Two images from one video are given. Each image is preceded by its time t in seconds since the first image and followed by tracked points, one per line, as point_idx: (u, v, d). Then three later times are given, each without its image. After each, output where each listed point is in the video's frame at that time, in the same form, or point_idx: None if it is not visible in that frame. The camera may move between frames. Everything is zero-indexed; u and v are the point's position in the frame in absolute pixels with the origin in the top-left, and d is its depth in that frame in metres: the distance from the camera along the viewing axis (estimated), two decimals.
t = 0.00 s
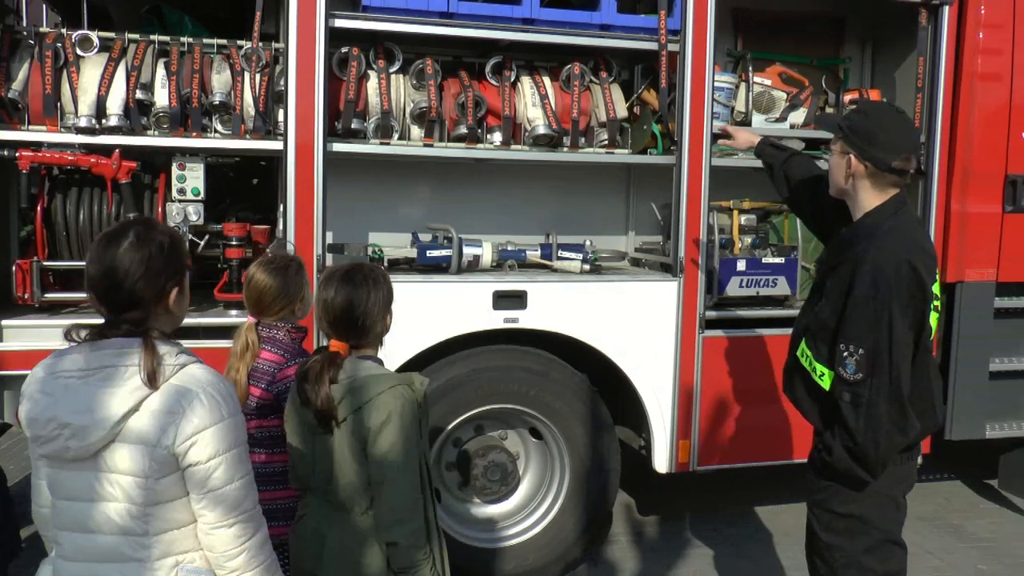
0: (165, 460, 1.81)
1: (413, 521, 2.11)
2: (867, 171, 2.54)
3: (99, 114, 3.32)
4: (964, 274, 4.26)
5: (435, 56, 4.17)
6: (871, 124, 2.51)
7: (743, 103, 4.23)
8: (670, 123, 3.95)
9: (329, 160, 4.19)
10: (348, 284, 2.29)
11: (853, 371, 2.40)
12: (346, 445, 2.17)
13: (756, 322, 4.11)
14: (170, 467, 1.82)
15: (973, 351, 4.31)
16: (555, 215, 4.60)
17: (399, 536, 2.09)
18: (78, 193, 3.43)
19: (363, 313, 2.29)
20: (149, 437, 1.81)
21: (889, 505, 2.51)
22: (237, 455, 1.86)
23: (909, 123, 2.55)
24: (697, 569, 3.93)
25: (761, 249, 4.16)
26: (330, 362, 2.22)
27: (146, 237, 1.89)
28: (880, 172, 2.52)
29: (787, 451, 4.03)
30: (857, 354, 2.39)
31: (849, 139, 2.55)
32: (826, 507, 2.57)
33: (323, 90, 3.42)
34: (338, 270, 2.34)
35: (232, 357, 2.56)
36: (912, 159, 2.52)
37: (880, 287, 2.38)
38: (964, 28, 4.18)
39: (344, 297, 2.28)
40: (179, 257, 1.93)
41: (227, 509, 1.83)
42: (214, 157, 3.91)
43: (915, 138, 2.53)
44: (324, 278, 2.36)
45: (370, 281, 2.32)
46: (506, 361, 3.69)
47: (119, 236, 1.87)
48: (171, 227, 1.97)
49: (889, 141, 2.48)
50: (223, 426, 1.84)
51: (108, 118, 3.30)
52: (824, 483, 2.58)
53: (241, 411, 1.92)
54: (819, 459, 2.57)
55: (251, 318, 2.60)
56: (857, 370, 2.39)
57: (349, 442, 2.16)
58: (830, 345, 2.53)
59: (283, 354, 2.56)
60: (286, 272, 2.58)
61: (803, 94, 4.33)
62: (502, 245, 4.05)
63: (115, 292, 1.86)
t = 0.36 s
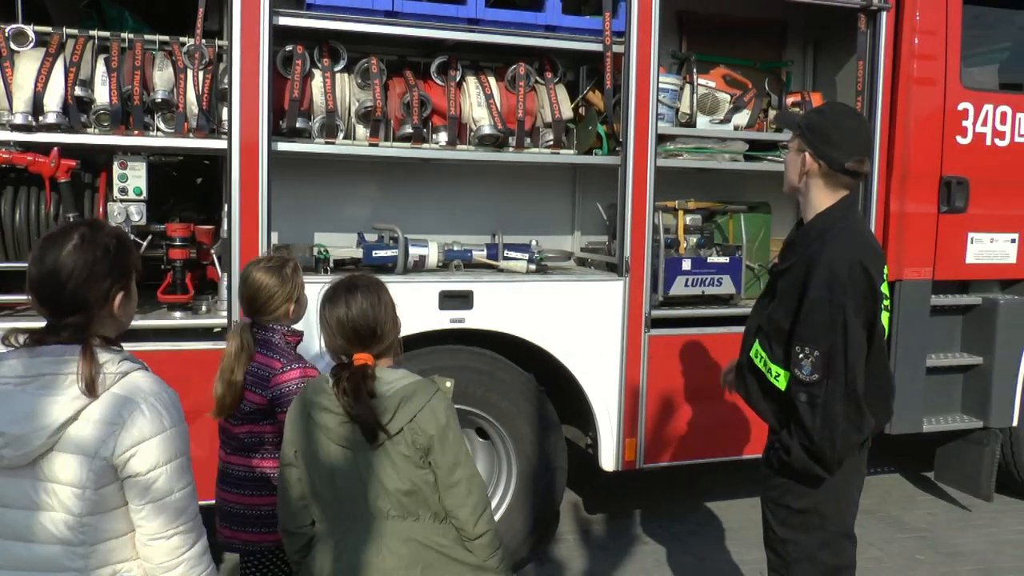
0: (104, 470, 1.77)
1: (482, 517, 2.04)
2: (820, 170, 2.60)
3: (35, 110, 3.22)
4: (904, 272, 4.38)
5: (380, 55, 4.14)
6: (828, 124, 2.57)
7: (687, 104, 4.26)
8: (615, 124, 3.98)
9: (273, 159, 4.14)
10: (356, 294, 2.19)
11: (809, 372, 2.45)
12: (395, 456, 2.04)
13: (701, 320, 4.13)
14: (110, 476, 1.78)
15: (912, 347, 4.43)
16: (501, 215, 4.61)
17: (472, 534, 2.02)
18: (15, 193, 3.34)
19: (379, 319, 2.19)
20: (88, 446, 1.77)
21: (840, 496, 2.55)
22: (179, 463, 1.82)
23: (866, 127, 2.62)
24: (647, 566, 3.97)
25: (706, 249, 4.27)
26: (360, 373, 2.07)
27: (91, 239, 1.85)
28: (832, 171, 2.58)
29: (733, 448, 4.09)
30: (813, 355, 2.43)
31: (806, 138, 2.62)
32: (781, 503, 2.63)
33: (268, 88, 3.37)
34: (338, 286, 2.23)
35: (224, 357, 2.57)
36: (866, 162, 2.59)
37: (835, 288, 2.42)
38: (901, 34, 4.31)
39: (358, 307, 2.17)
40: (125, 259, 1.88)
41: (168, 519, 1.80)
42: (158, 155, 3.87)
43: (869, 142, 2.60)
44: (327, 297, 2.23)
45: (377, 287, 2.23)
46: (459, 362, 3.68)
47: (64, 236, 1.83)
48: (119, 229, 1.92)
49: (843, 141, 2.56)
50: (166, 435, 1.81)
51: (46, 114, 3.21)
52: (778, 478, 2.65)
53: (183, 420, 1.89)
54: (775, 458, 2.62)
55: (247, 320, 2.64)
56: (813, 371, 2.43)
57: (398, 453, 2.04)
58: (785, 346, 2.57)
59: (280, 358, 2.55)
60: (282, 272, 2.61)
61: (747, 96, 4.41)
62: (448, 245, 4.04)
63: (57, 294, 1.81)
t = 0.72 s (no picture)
0: (45, 472, 1.74)
1: (450, 525, 2.06)
2: (759, 171, 2.70)
3: None
4: (852, 271, 4.45)
5: (331, 54, 4.11)
6: (768, 126, 2.66)
7: (638, 104, 4.29)
8: (566, 124, 4.01)
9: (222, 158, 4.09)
10: (343, 287, 2.13)
11: (724, 354, 2.58)
12: (375, 459, 2.03)
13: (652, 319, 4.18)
14: (51, 478, 1.75)
15: (858, 345, 4.53)
16: (453, 215, 4.61)
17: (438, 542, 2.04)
18: None
19: (366, 312, 2.13)
20: (27, 448, 1.74)
21: (774, 487, 2.62)
22: (123, 465, 1.79)
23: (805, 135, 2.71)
24: (599, 563, 4.00)
25: (658, 248, 4.31)
26: (348, 372, 2.03)
27: (36, 239, 1.81)
28: (770, 173, 2.68)
29: (678, 447, 4.15)
30: (727, 337, 2.57)
31: (746, 138, 2.71)
32: (718, 491, 2.71)
33: (218, 85, 3.32)
34: (324, 278, 2.17)
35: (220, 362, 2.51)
36: (802, 165, 2.68)
37: (747, 277, 2.56)
38: (847, 38, 4.39)
39: (346, 299, 2.11)
40: (71, 260, 1.85)
41: (110, 521, 1.76)
42: (105, 154, 3.77)
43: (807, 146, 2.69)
44: (313, 289, 2.17)
45: (364, 281, 2.18)
46: (411, 361, 3.68)
47: (7, 234, 1.79)
48: (68, 229, 1.89)
49: (780, 145, 2.64)
50: (108, 436, 1.77)
51: None
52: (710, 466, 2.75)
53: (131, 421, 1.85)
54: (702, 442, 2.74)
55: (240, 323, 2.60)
56: (727, 353, 2.57)
57: (381, 456, 2.02)
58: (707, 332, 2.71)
59: (276, 359, 2.51)
60: (274, 274, 2.58)
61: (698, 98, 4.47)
62: (401, 245, 4.02)
63: None
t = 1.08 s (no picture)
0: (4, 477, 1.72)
1: (425, 532, 2.03)
2: (713, 179, 2.85)
3: None
4: (820, 272, 4.51)
5: (299, 53, 4.08)
6: (721, 135, 2.82)
7: (607, 105, 4.32)
8: (536, 125, 4.01)
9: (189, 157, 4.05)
10: (326, 288, 2.10)
11: (676, 345, 2.78)
12: (350, 460, 2.02)
13: (623, 318, 4.20)
14: (9, 483, 1.72)
15: (826, 344, 4.58)
16: (423, 216, 4.60)
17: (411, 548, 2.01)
18: None
19: (348, 314, 2.10)
20: None
21: (722, 473, 2.76)
22: (85, 468, 1.77)
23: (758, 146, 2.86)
24: (570, 562, 4.01)
25: (627, 249, 4.32)
26: (326, 373, 2.02)
27: None
28: (722, 180, 2.83)
29: (647, 446, 4.18)
30: (677, 329, 2.77)
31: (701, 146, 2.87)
32: (672, 477, 2.90)
33: (184, 83, 3.29)
34: (308, 278, 2.14)
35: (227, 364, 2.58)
36: (753, 172, 2.82)
37: (695, 272, 2.74)
38: (815, 40, 4.45)
39: (328, 301, 2.09)
40: (32, 260, 1.83)
41: (72, 525, 1.74)
42: (68, 152, 3.72)
43: (758, 153, 2.83)
44: (297, 289, 2.15)
45: (348, 282, 2.14)
46: (381, 362, 3.67)
47: None
48: (31, 229, 1.87)
49: (732, 154, 2.79)
50: (69, 439, 1.75)
51: None
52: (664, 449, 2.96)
53: (93, 423, 1.83)
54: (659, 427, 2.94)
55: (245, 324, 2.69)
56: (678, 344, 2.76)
57: (357, 458, 2.01)
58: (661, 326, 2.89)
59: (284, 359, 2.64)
60: (279, 275, 2.68)
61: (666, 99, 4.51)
62: (369, 245, 4.01)
63: None
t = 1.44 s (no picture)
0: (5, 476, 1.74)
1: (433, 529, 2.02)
2: (706, 177, 3.08)
3: None
4: (826, 271, 4.50)
5: (304, 53, 4.09)
6: (712, 136, 3.05)
7: (613, 105, 4.31)
8: (542, 125, 4.01)
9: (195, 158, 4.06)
10: (338, 289, 2.10)
11: (662, 324, 2.97)
12: (359, 456, 2.03)
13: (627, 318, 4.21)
14: (12, 482, 1.74)
15: (832, 344, 4.57)
16: (428, 216, 4.60)
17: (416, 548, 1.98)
18: None
19: (358, 316, 2.10)
20: None
21: (684, 451, 2.99)
22: (85, 468, 1.77)
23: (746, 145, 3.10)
24: (575, 562, 4.01)
25: (633, 248, 4.32)
26: (332, 373, 2.03)
27: (4, 238, 1.84)
28: (716, 177, 3.06)
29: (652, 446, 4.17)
30: (664, 310, 2.96)
31: (694, 147, 3.10)
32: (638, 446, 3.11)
33: (190, 83, 3.29)
34: (322, 276, 2.15)
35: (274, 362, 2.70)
36: (743, 170, 3.07)
37: (685, 258, 2.93)
38: (821, 39, 4.43)
39: (338, 302, 2.09)
40: (39, 260, 1.87)
41: (72, 526, 1.74)
42: (75, 153, 3.72)
43: (748, 154, 3.08)
44: (309, 286, 2.15)
45: (361, 283, 2.14)
46: (387, 362, 3.67)
47: None
48: (40, 230, 1.92)
49: (725, 152, 3.03)
50: (70, 438, 1.76)
51: None
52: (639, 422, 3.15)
53: (96, 424, 1.84)
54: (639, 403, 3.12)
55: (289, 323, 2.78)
56: (665, 324, 2.96)
57: (366, 453, 2.03)
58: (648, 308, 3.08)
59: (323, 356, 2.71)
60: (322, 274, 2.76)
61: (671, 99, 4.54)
62: (375, 245, 4.02)
63: None
